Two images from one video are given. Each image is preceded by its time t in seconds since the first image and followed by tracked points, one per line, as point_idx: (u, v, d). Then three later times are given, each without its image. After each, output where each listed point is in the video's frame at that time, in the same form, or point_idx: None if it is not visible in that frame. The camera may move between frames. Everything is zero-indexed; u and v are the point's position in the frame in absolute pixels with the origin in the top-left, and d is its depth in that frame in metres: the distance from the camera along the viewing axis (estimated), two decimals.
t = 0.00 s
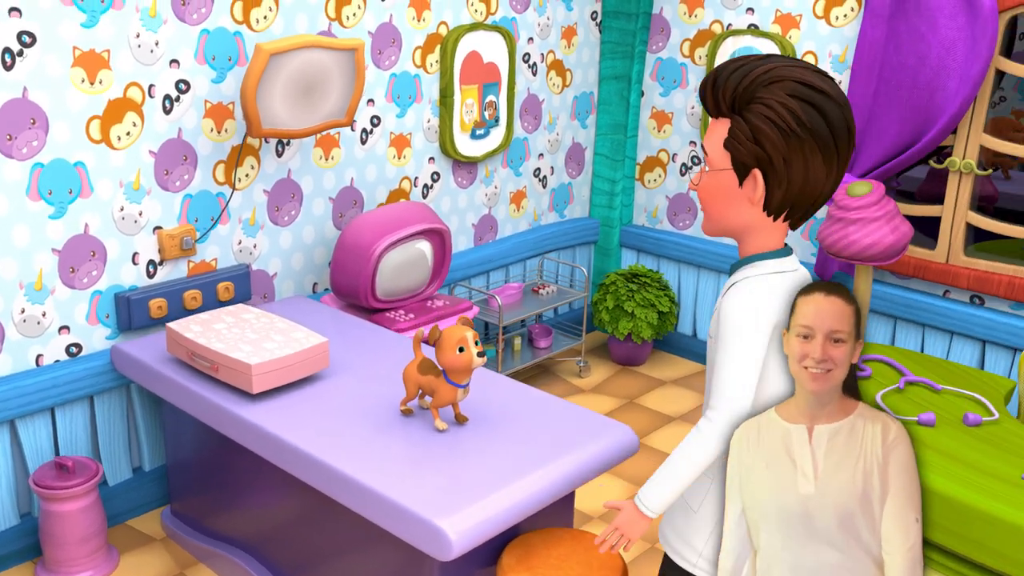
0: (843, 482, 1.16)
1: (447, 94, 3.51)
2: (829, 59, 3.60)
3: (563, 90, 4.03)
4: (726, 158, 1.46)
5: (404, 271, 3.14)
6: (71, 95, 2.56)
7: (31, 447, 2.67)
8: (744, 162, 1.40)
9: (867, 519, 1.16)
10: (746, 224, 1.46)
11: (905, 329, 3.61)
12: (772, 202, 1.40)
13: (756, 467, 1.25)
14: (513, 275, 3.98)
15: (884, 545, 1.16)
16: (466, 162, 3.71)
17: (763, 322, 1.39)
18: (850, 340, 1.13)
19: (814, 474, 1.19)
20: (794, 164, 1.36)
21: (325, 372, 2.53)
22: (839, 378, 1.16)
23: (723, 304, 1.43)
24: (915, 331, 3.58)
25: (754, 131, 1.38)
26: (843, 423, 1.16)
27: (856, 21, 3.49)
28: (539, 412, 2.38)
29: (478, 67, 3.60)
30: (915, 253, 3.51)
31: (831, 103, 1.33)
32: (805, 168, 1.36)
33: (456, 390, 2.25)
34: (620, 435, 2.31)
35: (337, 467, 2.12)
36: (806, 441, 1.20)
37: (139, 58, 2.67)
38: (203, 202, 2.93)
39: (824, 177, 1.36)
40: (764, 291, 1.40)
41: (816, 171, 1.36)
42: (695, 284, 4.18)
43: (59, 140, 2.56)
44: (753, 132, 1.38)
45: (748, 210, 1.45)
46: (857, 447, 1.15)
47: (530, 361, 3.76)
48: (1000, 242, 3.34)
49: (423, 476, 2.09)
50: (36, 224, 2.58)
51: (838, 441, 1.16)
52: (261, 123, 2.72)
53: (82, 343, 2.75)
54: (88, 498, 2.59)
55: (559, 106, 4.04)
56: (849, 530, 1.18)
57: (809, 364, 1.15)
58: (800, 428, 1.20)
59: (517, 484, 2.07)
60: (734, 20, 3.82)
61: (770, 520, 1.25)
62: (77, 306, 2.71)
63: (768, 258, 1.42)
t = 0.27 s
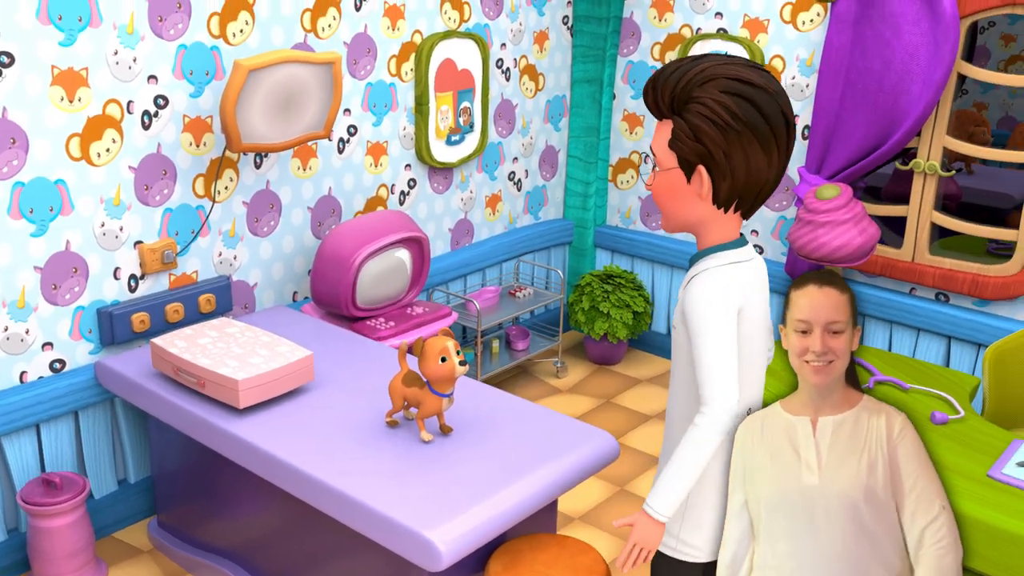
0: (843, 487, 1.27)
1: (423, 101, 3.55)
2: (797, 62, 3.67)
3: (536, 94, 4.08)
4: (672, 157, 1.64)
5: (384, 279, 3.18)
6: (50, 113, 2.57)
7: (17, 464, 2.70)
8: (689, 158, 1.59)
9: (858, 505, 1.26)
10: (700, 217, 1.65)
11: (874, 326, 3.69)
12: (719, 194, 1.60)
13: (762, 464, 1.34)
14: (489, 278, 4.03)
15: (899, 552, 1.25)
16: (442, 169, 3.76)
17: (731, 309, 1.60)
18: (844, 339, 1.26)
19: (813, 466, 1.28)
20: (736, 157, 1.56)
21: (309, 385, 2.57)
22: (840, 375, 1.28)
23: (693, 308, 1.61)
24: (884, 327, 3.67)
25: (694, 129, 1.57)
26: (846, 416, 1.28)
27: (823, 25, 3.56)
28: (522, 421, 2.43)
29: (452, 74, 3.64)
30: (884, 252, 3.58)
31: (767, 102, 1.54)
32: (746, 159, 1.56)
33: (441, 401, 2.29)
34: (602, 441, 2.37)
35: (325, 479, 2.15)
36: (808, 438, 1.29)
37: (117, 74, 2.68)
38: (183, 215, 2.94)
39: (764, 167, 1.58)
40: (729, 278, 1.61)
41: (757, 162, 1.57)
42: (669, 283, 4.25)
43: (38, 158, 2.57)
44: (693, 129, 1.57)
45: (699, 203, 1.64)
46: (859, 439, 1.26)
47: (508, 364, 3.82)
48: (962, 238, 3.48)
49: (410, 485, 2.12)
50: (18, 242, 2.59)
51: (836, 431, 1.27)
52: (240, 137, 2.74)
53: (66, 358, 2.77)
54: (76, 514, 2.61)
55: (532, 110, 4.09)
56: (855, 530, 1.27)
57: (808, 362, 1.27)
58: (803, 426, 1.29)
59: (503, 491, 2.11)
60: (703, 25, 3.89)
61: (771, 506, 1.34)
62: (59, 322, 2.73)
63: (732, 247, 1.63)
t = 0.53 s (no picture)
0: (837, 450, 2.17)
1: (423, 101, 3.54)
2: (798, 62, 3.67)
3: (537, 95, 4.08)
4: (535, 223, 1.80)
5: (384, 279, 3.18)
6: (51, 113, 2.56)
7: (17, 464, 2.70)
8: (546, 215, 1.75)
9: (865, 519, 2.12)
10: (585, 262, 1.79)
11: (874, 325, 3.69)
12: (584, 231, 1.75)
13: (773, 467, 2.24)
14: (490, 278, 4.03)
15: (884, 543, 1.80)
16: (443, 169, 3.76)
17: (632, 332, 1.72)
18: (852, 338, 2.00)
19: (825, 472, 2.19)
20: (578, 196, 1.72)
21: (310, 385, 2.56)
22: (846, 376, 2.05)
23: (597, 335, 1.73)
24: (884, 327, 3.66)
25: (540, 190, 1.74)
26: (856, 419, 2.16)
27: (823, 26, 3.56)
28: (523, 421, 2.42)
29: (453, 74, 3.64)
30: (884, 252, 3.58)
31: (581, 140, 1.73)
32: (588, 195, 1.72)
33: (440, 398, 2.27)
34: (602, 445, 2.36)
35: (326, 479, 2.15)
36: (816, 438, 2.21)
37: (118, 74, 2.68)
38: (183, 216, 2.94)
39: (609, 193, 1.73)
40: (635, 304, 1.74)
41: (598, 191, 1.72)
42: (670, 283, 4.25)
43: (39, 158, 2.57)
44: (538, 190, 1.74)
45: (575, 249, 1.78)
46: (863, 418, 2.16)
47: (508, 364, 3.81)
48: (963, 238, 3.46)
49: (410, 484, 2.12)
50: (18, 242, 2.59)
51: (850, 433, 2.16)
52: (241, 138, 2.74)
53: (66, 359, 2.76)
54: (76, 514, 2.61)
55: (533, 110, 4.09)
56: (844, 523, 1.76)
57: (819, 364, 2.03)
58: (814, 426, 2.20)
59: (504, 491, 2.11)
60: (704, 25, 3.89)
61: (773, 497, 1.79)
62: (60, 323, 2.73)
63: (619, 277, 1.78)
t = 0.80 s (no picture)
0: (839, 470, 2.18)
1: (423, 102, 3.54)
2: (798, 62, 3.67)
3: (537, 94, 4.07)
4: (483, 273, 1.94)
5: (385, 279, 3.18)
6: (51, 113, 2.56)
7: (18, 464, 2.70)
8: (483, 263, 1.89)
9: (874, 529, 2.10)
10: (534, 298, 1.92)
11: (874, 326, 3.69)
12: (521, 268, 1.87)
13: (776, 468, 2.21)
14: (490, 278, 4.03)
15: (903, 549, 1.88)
16: (443, 169, 3.76)
17: (583, 352, 1.80)
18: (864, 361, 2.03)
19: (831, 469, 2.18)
20: (507, 237, 1.86)
21: (310, 385, 2.56)
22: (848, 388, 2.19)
23: (549, 355, 1.81)
24: (885, 327, 3.66)
25: (472, 241, 1.89)
26: (859, 417, 2.17)
27: (824, 26, 3.56)
28: (524, 420, 2.42)
29: (453, 74, 3.64)
30: (885, 252, 3.58)
31: (499, 187, 1.89)
32: (515, 234, 1.86)
33: (440, 397, 2.26)
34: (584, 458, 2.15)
35: (327, 479, 2.14)
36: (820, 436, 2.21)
37: (119, 74, 2.68)
38: (184, 216, 2.94)
39: (534, 228, 1.86)
40: (586, 325, 1.83)
41: (523, 229, 1.86)
42: (670, 283, 4.25)
43: (39, 158, 2.57)
44: (471, 241, 1.89)
45: (521, 288, 1.91)
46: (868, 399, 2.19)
47: (509, 364, 3.81)
48: (963, 238, 3.46)
49: (411, 484, 2.12)
50: (19, 243, 2.58)
51: (854, 432, 2.16)
52: (242, 138, 2.75)
53: (66, 359, 2.76)
54: (76, 515, 2.61)
55: (533, 110, 4.09)
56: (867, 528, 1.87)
57: (826, 383, 2.05)
58: (818, 424, 2.21)
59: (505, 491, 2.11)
60: (704, 25, 3.89)
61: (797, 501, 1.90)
62: (60, 323, 2.72)
63: (566, 303, 1.89)
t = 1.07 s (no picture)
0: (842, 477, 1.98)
1: (424, 102, 3.54)
2: (798, 62, 3.66)
3: (537, 94, 4.07)
4: (483, 274, 1.94)
5: (386, 279, 3.18)
6: (51, 113, 2.56)
7: (18, 464, 2.70)
8: (483, 263, 1.89)
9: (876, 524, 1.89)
10: (534, 299, 1.92)
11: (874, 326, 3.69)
12: (521, 268, 1.87)
13: (772, 468, 1.98)
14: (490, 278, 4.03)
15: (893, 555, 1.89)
16: (444, 169, 3.76)
17: (582, 352, 1.80)
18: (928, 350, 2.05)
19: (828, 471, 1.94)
20: (507, 237, 1.86)
21: (310, 385, 2.56)
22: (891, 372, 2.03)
23: (549, 355, 1.81)
24: (885, 327, 3.66)
25: (472, 241, 1.89)
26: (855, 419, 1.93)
27: (823, 26, 3.56)
28: (524, 421, 2.42)
29: (453, 74, 3.64)
30: (884, 253, 3.58)
31: (499, 187, 1.89)
32: (515, 233, 1.86)
33: (439, 397, 2.25)
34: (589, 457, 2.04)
35: (327, 479, 2.15)
36: (814, 437, 1.96)
37: (119, 74, 2.68)
38: (184, 216, 2.94)
39: (534, 228, 1.87)
40: (586, 325, 1.83)
41: (523, 228, 1.86)
42: (670, 283, 4.25)
43: (39, 158, 2.57)
44: (471, 242, 1.89)
45: (521, 288, 1.91)
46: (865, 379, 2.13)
47: (509, 364, 3.81)
48: (963, 238, 3.47)
49: (411, 484, 2.12)
50: (19, 243, 2.58)
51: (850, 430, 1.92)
52: (242, 138, 2.75)
53: (66, 359, 2.76)
54: (76, 515, 2.61)
55: (533, 110, 4.09)
56: (862, 528, 1.89)
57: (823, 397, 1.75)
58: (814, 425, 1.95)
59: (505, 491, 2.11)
60: (705, 25, 3.89)
61: (784, 506, 1.97)
62: (60, 323, 2.72)
63: (567, 302, 1.89)
